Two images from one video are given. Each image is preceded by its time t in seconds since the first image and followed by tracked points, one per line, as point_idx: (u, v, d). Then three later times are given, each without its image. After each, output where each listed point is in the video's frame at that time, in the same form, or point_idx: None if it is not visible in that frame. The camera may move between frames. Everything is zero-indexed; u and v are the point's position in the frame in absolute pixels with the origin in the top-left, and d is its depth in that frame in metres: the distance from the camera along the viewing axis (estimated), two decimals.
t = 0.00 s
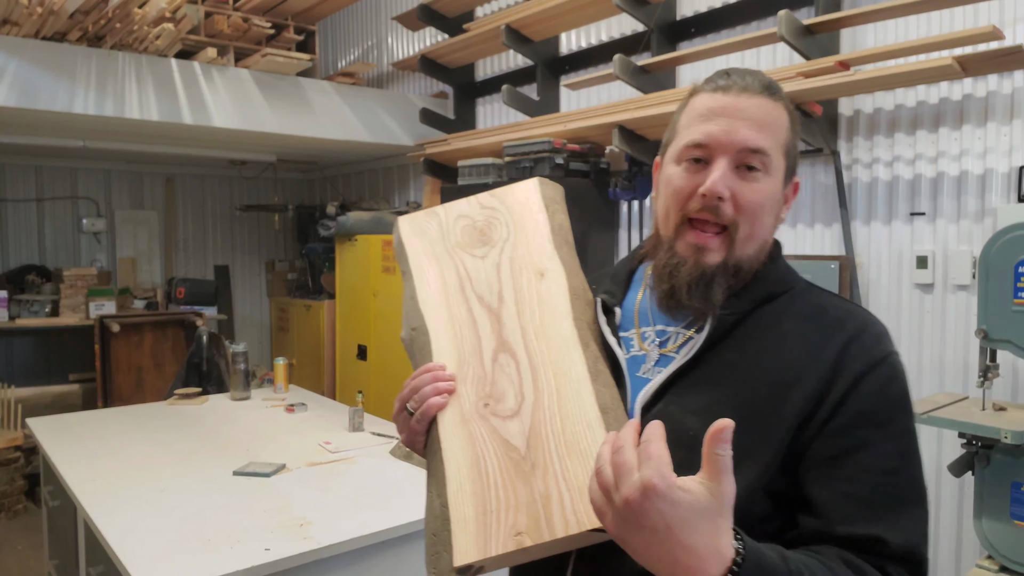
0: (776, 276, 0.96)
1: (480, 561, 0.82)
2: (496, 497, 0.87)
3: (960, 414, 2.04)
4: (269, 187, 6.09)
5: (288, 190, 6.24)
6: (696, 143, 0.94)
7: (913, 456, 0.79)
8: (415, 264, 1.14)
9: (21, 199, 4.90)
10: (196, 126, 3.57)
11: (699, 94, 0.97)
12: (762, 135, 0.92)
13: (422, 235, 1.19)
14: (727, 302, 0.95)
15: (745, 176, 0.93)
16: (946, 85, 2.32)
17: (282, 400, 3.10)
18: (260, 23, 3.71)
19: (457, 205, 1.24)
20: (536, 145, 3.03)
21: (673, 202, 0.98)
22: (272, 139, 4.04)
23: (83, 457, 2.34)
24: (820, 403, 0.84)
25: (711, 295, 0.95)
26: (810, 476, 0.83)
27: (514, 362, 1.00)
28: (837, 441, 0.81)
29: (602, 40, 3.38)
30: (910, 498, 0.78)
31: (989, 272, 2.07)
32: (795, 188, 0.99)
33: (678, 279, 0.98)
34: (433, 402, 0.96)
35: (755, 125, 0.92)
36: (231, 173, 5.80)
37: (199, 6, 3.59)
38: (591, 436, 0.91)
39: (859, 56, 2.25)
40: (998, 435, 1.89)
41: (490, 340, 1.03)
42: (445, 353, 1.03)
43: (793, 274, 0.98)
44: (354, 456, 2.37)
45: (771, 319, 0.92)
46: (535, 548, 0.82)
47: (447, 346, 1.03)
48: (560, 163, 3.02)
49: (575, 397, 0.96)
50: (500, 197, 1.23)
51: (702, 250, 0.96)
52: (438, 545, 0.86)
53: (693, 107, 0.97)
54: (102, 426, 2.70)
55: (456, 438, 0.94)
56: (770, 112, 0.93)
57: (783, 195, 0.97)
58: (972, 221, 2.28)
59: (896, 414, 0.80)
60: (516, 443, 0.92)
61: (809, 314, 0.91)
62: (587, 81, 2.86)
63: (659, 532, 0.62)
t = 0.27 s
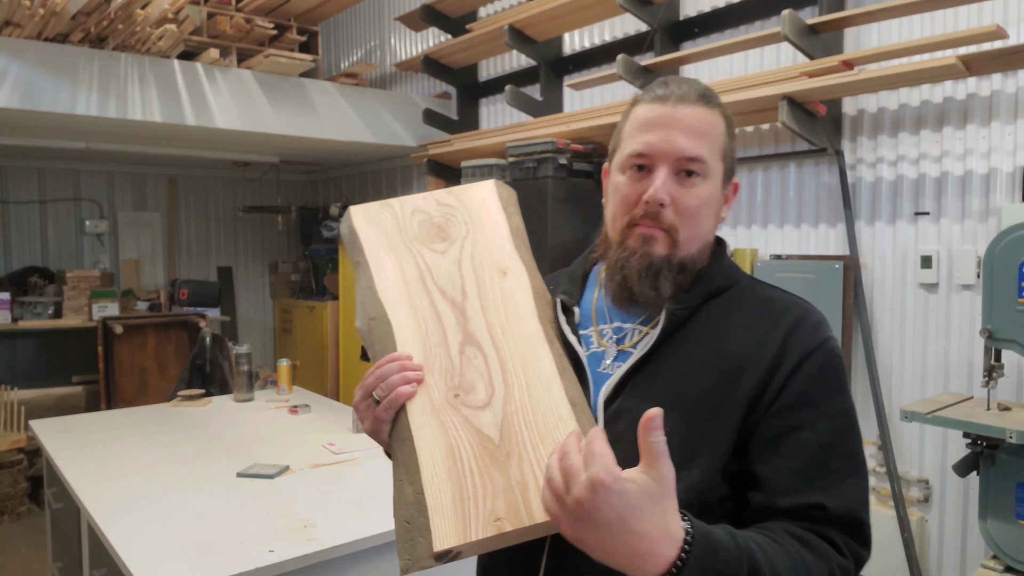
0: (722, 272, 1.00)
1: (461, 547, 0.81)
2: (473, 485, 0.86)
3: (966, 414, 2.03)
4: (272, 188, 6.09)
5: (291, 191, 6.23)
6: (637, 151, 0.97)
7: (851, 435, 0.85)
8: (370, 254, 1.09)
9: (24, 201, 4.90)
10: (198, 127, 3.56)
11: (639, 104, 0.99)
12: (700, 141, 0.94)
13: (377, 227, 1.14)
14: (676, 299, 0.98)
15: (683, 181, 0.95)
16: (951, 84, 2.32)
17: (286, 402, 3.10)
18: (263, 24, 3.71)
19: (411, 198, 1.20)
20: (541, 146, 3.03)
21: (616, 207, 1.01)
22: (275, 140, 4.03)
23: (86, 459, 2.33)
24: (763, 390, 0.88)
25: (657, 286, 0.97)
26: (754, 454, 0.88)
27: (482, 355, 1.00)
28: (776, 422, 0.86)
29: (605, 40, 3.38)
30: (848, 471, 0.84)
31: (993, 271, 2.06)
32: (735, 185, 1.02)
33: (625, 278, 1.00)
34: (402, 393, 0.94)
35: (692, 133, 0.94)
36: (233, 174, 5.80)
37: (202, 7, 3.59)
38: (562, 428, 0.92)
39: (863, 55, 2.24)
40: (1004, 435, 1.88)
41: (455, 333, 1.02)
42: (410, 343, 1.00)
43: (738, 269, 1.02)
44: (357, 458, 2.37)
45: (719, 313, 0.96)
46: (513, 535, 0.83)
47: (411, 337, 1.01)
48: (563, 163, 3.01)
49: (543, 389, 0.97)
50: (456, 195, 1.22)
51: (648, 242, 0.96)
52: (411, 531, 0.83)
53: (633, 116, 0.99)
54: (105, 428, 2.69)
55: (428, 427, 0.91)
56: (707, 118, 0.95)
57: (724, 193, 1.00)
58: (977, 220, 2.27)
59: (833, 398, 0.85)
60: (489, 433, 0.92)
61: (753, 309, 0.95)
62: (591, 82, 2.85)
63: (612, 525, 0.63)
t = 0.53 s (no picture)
0: (685, 273, 1.07)
1: (452, 520, 0.77)
2: (466, 462, 0.85)
3: (965, 416, 2.03)
4: (271, 189, 6.09)
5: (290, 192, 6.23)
6: (566, 182, 1.01)
7: (813, 418, 0.91)
8: (359, 237, 1.09)
9: (23, 201, 4.90)
10: (198, 128, 3.56)
11: (565, 135, 1.02)
12: (624, 168, 0.97)
13: (364, 213, 1.13)
14: (644, 299, 1.05)
15: (612, 208, 0.98)
16: (950, 86, 2.31)
17: (284, 402, 3.10)
18: (262, 24, 3.71)
19: (397, 193, 1.21)
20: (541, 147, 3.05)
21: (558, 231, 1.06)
22: (273, 141, 4.03)
23: (84, 460, 2.33)
24: (730, 378, 0.96)
25: (600, 307, 1.05)
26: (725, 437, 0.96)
27: (472, 342, 1.01)
28: (744, 406, 0.93)
29: (604, 41, 3.38)
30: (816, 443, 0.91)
31: (993, 273, 2.06)
32: (678, 189, 1.05)
33: (573, 296, 1.07)
34: (397, 369, 0.92)
35: (613, 162, 0.97)
36: (232, 175, 5.80)
37: (201, 7, 3.59)
38: (551, 421, 0.93)
39: (863, 56, 2.24)
40: (1004, 437, 1.87)
41: (446, 321, 1.02)
42: (401, 324, 0.99)
43: (701, 271, 1.09)
44: (356, 459, 2.37)
45: (685, 309, 1.04)
46: (508, 513, 0.80)
47: (403, 319, 1.00)
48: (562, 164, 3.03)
49: (531, 379, 0.98)
50: (442, 195, 1.23)
51: (587, 267, 1.02)
52: (403, 505, 0.80)
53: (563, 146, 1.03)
54: (103, 429, 2.69)
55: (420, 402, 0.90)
56: (630, 141, 0.98)
57: (664, 202, 1.03)
58: (976, 222, 2.27)
59: (793, 385, 0.92)
60: (482, 416, 0.91)
61: (716, 307, 1.03)
62: (590, 83, 2.85)
63: (633, 387, 0.75)
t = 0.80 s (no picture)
0: (672, 271, 1.10)
1: (417, 535, 0.82)
2: (430, 478, 0.90)
3: (961, 414, 2.04)
4: (270, 187, 6.10)
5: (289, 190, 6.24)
6: (573, 167, 1.04)
7: (807, 414, 0.95)
8: (348, 267, 1.16)
9: (23, 199, 4.90)
10: (197, 126, 3.57)
11: (573, 121, 1.06)
12: (630, 151, 1.02)
13: (352, 241, 1.21)
14: (631, 297, 1.07)
15: (620, 191, 1.02)
16: (947, 85, 2.32)
17: (283, 400, 3.11)
18: (262, 23, 3.72)
19: (386, 215, 1.28)
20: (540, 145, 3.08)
21: (562, 219, 1.08)
22: (273, 140, 4.04)
23: (84, 456, 2.34)
24: (721, 379, 0.98)
25: (608, 295, 1.07)
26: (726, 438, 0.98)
27: (447, 355, 1.04)
28: (742, 408, 0.96)
29: (602, 40, 3.39)
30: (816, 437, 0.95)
31: (989, 272, 2.07)
32: (672, 183, 1.10)
33: (578, 284, 1.09)
34: (370, 396, 0.98)
35: (623, 145, 1.01)
36: (232, 173, 5.81)
37: (201, 6, 3.60)
38: (518, 423, 0.96)
39: (860, 56, 2.25)
40: (1000, 435, 1.88)
41: (422, 337, 1.07)
42: (378, 346, 1.05)
43: (686, 271, 1.12)
44: (355, 456, 2.38)
45: (673, 308, 1.06)
46: (467, 523, 0.84)
47: (382, 341, 1.06)
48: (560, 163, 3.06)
49: (505, 387, 1.00)
50: (431, 209, 1.28)
51: (594, 254, 1.05)
52: (373, 522, 0.85)
53: (570, 132, 1.07)
54: (103, 425, 2.70)
55: (393, 424, 0.96)
56: (635, 129, 1.03)
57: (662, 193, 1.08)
58: (973, 221, 2.28)
59: (786, 383, 0.96)
60: (448, 430, 0.95)
61: (703, 306, 1.05)
62: (588, 82, 2.86)
63: (626, 408, 0.79)
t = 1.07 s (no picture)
0: (660, 270, 1.10)
1: (404, 539, 0.84)
2: (418, 482, 0.91)
3: (961, 413, 2.04)
4: (271, 187, 6.11)
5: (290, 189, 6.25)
6: (573, 158, 1.05)
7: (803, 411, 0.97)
8: (348, 280, 1.21)
9: (24, 198, 4.91)
10: (198, 126, 3.57)
11: (574, 117, 1.08)
12: (630, 146, 1.03)
13: (353, 254, 1.27)
14: (619, 295, 1.07)
15: (618, 183, 1.03)
16: (946, 85, 2.33)
17: (283, 399, 3.11)
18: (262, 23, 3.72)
19: (386, 225, 1.32)
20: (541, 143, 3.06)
21: (557, 209, 1.08)
22: (274, 139, 4.04)
23: (84, 455, 2.35)
24: (712, 376, 0.98)
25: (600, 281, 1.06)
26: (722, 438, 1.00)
27: (437, 360, 1.05)
28: (738, 406, 0.98)
29: (602, 40, 3.40)
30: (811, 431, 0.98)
31: (988, 271, 2.07)
32: (666, 187, 1.12)
33: (569, 274, 1.08)
34: (363, 404, 1.01)
35: (622, 139, 1.03)
36: (233, 173, 5.82)
37: (201, 6, 3.60)
38: (504, 424, 0.94)
39: (859, 56, 2.25)
40: (999, 434, 1.89)
41: (414, 343, 1.08)
42: (374, 356, 1.08)
43: (674, 269, 1.13)
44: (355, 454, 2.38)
45: (661, 307, 1.07)
46: (452, 525, 0.84)
47: (376, 350, 1.09)
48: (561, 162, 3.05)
49: (492, 389, 0.99)
50: (427, 216, 1.31)
51: (588, 239, 1.04)
52: (366, 527, 0.90)
53: (570, 128, 1.08)
54: (104, 424, 2.71)
55: (384, 431, 0.98)
56: (635, 126, 1.04)
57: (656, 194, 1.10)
58: (972, 220, 2.28)
59: (781, 380, 0.97)
60: (436, 434, 0.96)
61: (694, 303, 1.05)
62: (588, 82, 2.87)
63: (626, 424, 0.81)
